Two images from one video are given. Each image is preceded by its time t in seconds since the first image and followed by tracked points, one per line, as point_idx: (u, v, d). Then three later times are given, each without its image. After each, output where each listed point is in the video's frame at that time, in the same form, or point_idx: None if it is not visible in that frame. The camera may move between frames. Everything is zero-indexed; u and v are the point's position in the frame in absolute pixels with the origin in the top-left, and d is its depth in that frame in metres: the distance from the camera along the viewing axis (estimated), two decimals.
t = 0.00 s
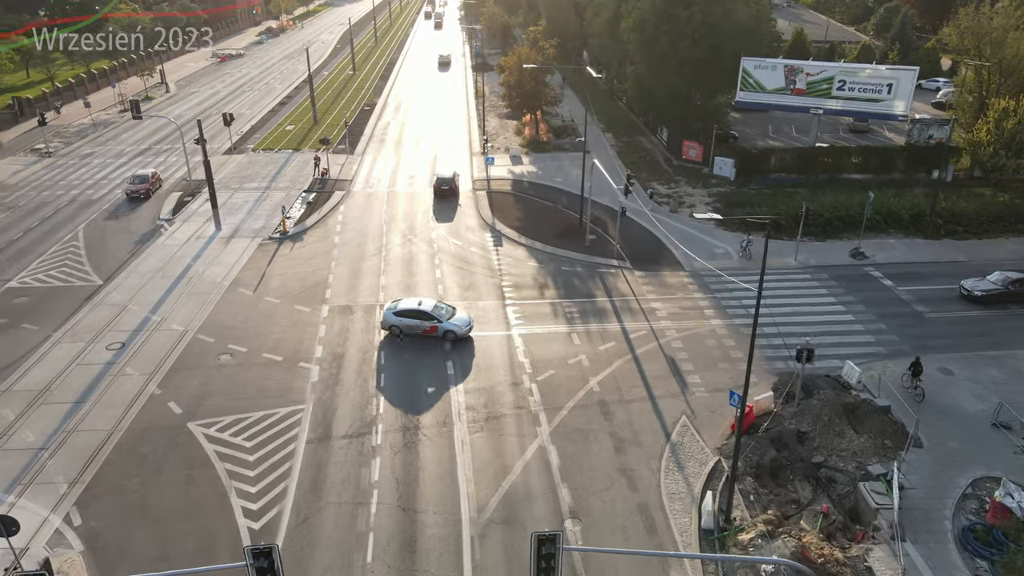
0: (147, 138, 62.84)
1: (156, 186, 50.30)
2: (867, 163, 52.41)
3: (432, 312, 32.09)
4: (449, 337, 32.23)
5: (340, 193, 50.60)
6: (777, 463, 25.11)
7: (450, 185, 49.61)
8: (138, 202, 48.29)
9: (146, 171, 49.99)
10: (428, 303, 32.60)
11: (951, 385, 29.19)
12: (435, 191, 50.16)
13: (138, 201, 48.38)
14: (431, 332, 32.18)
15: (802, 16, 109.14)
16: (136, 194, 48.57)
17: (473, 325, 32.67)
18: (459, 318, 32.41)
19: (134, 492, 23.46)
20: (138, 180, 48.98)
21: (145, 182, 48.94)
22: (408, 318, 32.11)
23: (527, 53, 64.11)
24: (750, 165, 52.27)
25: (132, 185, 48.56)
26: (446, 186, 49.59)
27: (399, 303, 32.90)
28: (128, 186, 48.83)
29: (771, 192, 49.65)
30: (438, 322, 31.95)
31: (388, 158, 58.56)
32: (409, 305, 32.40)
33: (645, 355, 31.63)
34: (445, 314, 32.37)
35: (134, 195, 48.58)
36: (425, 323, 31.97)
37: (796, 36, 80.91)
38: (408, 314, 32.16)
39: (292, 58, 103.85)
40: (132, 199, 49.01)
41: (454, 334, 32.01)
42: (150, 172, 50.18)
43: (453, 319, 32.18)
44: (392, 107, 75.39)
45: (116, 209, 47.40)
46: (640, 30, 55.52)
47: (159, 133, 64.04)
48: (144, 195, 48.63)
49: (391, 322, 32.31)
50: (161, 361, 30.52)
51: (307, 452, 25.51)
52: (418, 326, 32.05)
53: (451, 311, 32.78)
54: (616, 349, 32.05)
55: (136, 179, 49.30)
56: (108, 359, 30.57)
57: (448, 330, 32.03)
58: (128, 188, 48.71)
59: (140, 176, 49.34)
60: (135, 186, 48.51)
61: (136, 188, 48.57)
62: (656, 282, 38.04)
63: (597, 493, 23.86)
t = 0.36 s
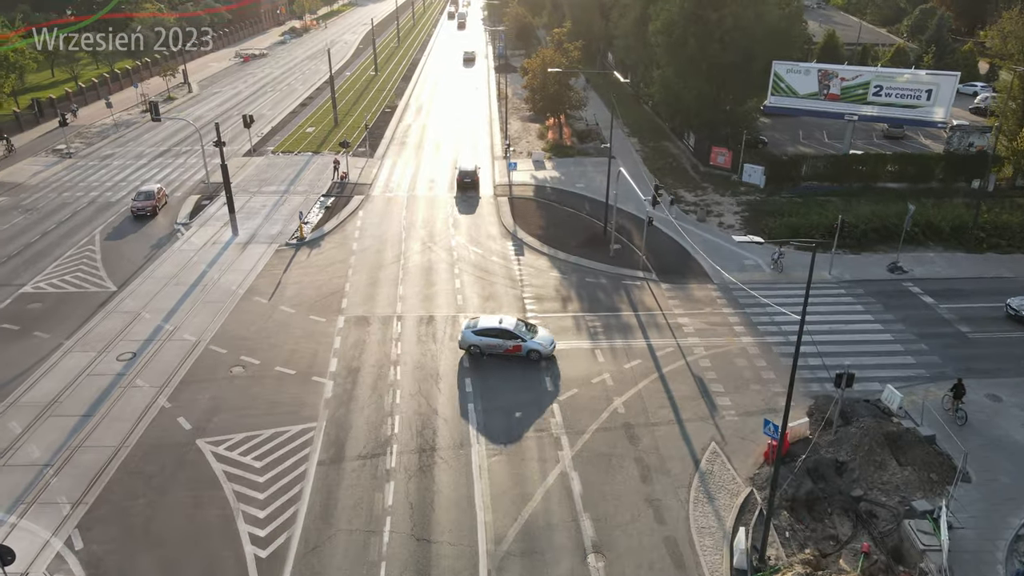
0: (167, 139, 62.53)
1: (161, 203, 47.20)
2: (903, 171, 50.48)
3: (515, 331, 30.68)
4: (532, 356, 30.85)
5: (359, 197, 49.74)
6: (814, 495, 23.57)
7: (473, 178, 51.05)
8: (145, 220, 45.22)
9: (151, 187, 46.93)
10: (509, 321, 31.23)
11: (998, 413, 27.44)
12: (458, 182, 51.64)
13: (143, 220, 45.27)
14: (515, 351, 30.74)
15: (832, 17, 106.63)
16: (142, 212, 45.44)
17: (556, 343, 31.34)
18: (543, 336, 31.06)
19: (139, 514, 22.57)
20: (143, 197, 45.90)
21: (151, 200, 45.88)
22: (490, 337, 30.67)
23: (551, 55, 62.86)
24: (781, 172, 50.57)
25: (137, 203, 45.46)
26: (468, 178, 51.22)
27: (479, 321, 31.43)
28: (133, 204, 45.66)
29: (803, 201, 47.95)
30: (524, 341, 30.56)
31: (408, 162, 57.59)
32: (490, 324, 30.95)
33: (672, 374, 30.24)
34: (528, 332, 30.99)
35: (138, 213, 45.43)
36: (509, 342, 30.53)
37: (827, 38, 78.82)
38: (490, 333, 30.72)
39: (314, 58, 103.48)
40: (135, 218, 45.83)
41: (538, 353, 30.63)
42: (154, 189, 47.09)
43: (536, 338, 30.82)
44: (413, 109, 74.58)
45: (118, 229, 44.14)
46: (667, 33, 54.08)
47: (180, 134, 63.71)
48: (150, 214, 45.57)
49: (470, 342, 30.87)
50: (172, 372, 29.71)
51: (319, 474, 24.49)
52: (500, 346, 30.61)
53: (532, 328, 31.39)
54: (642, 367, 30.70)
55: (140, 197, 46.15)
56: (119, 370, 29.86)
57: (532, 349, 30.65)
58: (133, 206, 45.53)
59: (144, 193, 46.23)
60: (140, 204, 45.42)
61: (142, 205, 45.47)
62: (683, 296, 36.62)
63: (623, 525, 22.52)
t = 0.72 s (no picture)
0: (186, 140, 62.12)
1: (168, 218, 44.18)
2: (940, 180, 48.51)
3: (605, 351, 29.34)
4: (623, 377, 29.49)
5: (377, 202, 48.80)
6: (853, 533, 21.87)
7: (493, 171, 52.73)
8: (154, 242, 42.37)
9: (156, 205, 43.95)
10: (597, 341, 29.88)
11: None
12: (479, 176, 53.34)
13: (152, 240, 42.42)
14: (605, 373, 29.37)
15: (863, 18, 104.10)
16: (150, 232, 42.55)
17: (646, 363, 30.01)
18: (634, 356, 29.73)
19: (141, 539, 21.60)
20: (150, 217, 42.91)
21: (159, 220, 43.01)
22: (580, 358, 29.24)
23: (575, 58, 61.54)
24: (812, 180, 48.84)
25: (146, 224, 42.53)
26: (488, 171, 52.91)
27: (565, 341, 29.99)
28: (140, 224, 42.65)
29: (835, 211, 46.22)
30: (615, 362, 29.20)
31: (428, 166, 56.57)
32: (578, 345, 29.55)
33: (699, 395, 28.82)
34: (619, 352, 29.64)
35: (146, 234, 42.50)
36: (600, 363, 29.16)
37: (859, 40, 76.65)
38: (578, 354, 29.32)
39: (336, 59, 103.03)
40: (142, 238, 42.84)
41: (630, 374, 29.29)
42: (159, 207, 44.13)
43: (628, 358, 29.46)
44: (434, 111, 73.71)
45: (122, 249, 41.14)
46: (695, 36, 52.65)
47: (199, 136, 63.30)
48: (160, 234, 42.74)
49: (559, 364, 29.38)
50: (181, 385, 28.86)
51: (329, 498, 23.41)
52: (591, 367, 29.22)
53: (621, 348, 30.04)
54: (668, 387, 29.34)
55: (146, 216, 43.16)
56: (128, 381, 29.04)
57: (623, 371, 29.30)
58: (140, 227, 42.52)
59: (150, 212, 43.27)
60: (148, 224, 42.48)
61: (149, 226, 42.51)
62: (711, 310, 35.19)
63: (648, 561, 21.17)
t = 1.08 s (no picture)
0: (203, 142, 61.59)
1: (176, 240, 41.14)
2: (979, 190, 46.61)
3: (706, 374, 27.92)
4: (724, 402, 28.09)
5: (394, 207, 47.83)
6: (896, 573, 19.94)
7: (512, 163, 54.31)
8: (169, 263, 39.41)
9: (164, 224, 40.91)
10: (695, 363, 28.47)
11: None
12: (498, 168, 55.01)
13: (166, 262, 39.43)
14: (706, 397, 27.98)
15: (891, 20, 101.74)
16: (163, 253, 39.50)
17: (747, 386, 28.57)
18: (735, 379, 28.28)
19: (141, 567, 20.63)
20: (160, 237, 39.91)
21: (171, 240, 40.05)
22: (678, 382, 27.88)
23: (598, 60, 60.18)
24: (844, 189, 47.12)
25: (159, 244, 39.47)
26: (507, 163, 54.46)
27: (660, 364, 28.60)
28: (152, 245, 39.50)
29: (868, 221, 44.50)
30: (715, 386, 27.76)
31: (447, 170, 55.51)
32: (676, 368, 28.18)
33: (727, 418, 27.38)
34: (719, 374, 28.20)
35: (159, 255, 39.42)
36: (700, 387, 27.78)
37: (891, 43, 74.50)
38: (677, 378, 27.95)
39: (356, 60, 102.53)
40: (152, 261, 39.68)
41: (732, 399, 27.86)
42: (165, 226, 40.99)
43: (730, 381, 28.01)
44: (454, 113, 72.84)
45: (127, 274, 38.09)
46: (723, 39, 51.20)
47: (217, 138, 62.82)
48: (173, 256, 39.78)
49: (656, 388, 28.03)
50: (189, 400, 27.94)
51: (338, 525, 22.32)
52: (691, 392, 27.87)
53: (720, 370, 28.58)
54: (694, 409, 27.93)
55: (157, 237, 40.05)
56: (134, 395, 28.13)
57: (725, 395, 27.84)
58: (152, 248, 39.37)
59: (160, 232, 40.21)
60: (161, 245, 39.45)
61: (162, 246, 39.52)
62: (738, 327, 33.74)
63: None
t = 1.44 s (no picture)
0: (221, 144, 61.05)
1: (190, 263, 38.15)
2: (1019, 202, 44.65)
3: (821, 402, 26.12)
4: (839, 432, 26.33)
5: (411, 213, 46.86)
6: None
7: (529, 156, 56.06)
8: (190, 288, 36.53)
9: (178, 248, 38.03)
10: (809, 390, 26.65)
11: None
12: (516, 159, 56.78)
13: (184, 289, 36.37)
14: (820, 426, 26.22)
15: (923, 23, 99.16)
16: (182, 279, 36.54)
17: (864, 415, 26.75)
18: (851, 407, 26.47)
19: None
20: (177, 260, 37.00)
21: (189, 265, 37.19)
22: (790, 411, 26.09)
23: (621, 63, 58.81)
24: (877, 199, 45.39)
25: (178, 270, 36.53)
26: (526, 155, 56.18)
27: (770, 391, 26.80)
28: (170, 271, 36.51)
29: (903, 233, 42.78)
30: (832, 416, 25.97)
31: (466, 174, 54.44)
32: (788, 395, 26.38)
33: (757, 445, 25.93)
34: (834, 403, 26.38)
35: (178, 281, 36.42)
36: (815, 417, 25.99)
37: (924, 46, 72.26)
38: (790, 405, 26.19)
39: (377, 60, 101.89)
40: (168, 289, 36.53)
41: (849, 429, 26.09)
42: (177, 249, 37.93)
43: (847, 411, 26.19)
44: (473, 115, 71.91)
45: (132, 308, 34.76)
46: (752, 43, 49.62)
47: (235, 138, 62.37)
48: (192, 281, 36.86)
49: (766, 417, 26.24)
50: (197, 415, 26.99)
51: (346, 554, 21.23)
52: (805, 422, 26.10)
53: (833, 397, 26.77)
54: (721, 434, 26.49)
55: (172, 261, 37.13)
56: (141, 410, 27.27)
57: (842, 425, 26.08)
58: (170, 274, 36.38)
59: (176, 257, 37.37)
60: (179, 270, 36.53)
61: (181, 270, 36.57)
62: (768, 344, 32.26)
63: None
